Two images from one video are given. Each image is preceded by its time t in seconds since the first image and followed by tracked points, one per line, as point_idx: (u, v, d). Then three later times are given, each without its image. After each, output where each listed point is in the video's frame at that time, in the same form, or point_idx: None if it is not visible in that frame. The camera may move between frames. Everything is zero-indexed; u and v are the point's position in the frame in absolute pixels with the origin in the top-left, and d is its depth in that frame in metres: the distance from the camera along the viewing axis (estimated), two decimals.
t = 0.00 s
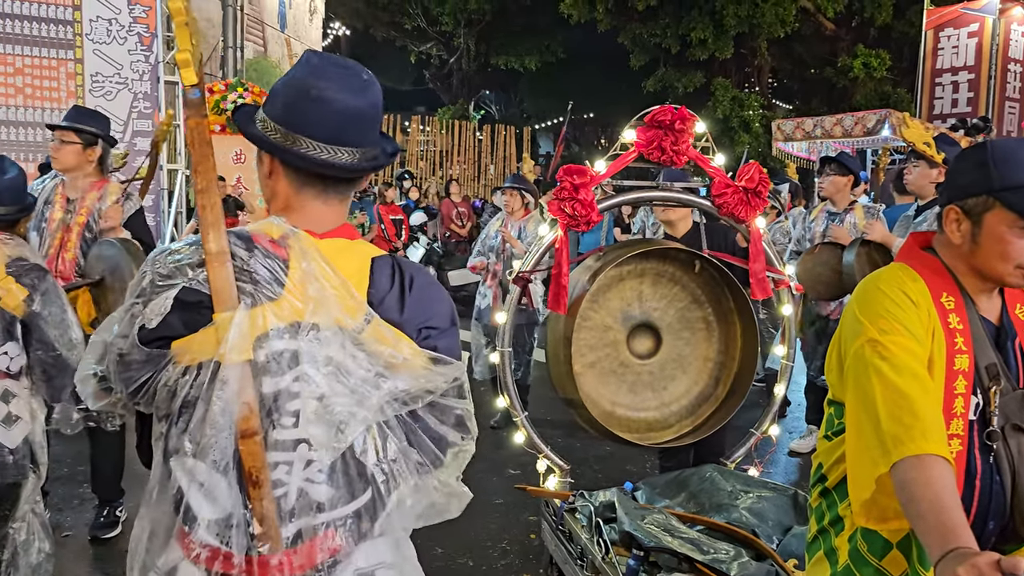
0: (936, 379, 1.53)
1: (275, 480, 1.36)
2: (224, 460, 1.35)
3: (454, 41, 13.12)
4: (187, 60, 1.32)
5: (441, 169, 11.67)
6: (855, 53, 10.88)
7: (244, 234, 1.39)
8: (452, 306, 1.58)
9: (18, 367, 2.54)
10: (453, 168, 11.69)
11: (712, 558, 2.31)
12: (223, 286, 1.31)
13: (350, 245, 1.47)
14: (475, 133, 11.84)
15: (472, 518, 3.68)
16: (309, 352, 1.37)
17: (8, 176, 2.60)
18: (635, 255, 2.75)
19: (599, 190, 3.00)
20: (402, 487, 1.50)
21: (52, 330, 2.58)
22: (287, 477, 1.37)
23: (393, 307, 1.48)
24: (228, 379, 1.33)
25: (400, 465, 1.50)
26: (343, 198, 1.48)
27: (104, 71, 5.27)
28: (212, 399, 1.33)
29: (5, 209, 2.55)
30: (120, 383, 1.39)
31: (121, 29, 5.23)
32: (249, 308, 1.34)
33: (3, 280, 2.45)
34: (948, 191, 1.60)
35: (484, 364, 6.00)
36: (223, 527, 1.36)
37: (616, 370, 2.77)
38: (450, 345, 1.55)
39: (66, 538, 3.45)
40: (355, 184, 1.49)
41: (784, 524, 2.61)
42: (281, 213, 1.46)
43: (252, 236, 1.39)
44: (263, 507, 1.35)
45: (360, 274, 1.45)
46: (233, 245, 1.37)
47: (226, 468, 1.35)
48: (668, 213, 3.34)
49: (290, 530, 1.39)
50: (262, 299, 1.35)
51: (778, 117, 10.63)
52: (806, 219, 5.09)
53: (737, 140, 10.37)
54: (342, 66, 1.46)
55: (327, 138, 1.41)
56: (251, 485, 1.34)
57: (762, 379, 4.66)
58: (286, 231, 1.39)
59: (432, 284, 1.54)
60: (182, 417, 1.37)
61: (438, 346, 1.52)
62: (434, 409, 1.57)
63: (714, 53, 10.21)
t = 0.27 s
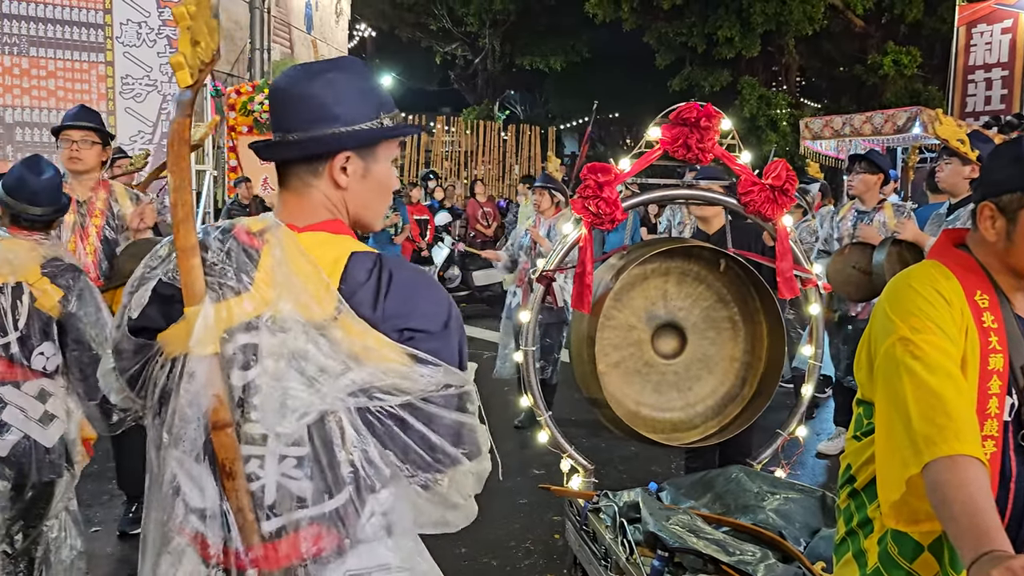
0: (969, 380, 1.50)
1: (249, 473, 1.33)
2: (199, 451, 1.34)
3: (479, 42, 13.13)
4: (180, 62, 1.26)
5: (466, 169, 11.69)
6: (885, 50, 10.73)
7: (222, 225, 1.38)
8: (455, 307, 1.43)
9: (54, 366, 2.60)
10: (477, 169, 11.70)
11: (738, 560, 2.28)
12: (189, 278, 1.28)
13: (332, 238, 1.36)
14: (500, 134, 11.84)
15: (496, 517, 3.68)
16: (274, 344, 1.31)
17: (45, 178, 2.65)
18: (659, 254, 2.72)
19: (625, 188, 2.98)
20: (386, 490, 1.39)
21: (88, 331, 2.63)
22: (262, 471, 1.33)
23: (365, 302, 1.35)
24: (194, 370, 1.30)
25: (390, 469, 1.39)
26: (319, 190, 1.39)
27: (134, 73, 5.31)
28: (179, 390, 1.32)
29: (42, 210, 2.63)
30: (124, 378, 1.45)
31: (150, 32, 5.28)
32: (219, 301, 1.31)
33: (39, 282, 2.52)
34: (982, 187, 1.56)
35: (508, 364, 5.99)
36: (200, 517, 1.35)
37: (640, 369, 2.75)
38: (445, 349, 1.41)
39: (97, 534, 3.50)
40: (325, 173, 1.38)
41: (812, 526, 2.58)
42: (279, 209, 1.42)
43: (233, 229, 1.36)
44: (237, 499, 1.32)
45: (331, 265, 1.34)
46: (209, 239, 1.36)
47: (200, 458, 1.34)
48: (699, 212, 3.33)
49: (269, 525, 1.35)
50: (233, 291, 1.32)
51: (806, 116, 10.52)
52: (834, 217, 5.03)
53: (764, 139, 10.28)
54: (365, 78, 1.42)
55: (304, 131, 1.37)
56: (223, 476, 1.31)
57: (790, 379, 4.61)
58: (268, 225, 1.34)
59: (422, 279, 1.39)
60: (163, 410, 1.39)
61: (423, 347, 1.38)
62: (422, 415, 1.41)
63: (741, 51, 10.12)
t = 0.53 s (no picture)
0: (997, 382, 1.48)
1: (222, 468, 1.31)
2: (179, 437, 1.34)
3: (500, 41, 13.13)
4: (221, 65, 1.34)
5: (487, 169, 11.70)
6: (911, 47, 10.58)
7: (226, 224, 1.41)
8: (435, 311, 1.34)
9: (82, 368, 2.62)
10: (498, 168, 11.71)
11: (761, 562, 2.25)
12: (178, 271, 1.31)
13: (316, 237, 1.34)
14: (520, 133, 11.83)
15: (516, 517, 3.67)
16: (238, 338, 1.28)
17: (67, 179, 2.58)
18: (681, 253, 2.70)
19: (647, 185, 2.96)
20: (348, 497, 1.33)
21: (113, 332, 2.62)
22: (233, 467, 1.30)
23: (331, 302, 1.30)
24: (172, 361, 1.30)
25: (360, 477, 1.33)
26: (314, 189, 1.39)
27: (157, 74, 5.36)
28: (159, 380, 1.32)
29: (65, 212, 2.59)
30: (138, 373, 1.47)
31: (174, 34, 5.32)
32: (199, 294, 1.32)
33: (64, 286, 2.54)
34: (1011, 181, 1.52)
35: (529, 363, 5.98)
36: (178, 505, 1.34)
37: (660, 368, 2.73)
38: (418, 355, 1.32)
39: (121, 530, 3.54)
40: (317, 171, 1.38)
41: (836, 528, 2.54)
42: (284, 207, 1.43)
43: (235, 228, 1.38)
44: (208, 493, 1.30)
45: (306, 263, 1.31)
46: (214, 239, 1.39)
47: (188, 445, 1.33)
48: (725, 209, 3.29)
49: (242, 522, 1.32)
50: (217, 285, 1.34)
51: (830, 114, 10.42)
52: (858, 215, 4.97)
53: (787, 137, 10.19)
54: (383, 85, 1.40)
55: (304, 129, 1.37)
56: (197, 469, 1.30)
57: (813, 380, 4.56)
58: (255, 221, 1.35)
59: (400, 282, 1.31)
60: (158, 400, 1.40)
61: (389, 352, 1.30)
62: (389, 425, 1.33)
63: (764, 49, 10.04)
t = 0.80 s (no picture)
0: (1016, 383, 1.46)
1: (235, 468, 1.32)
2: (191, 436, 1.35)
3: (512, 40, 13.13)
4: (232, 64, 1.35)
5: (500, 168, 11.70)
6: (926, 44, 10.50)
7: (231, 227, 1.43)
8: (446, 307, 1.33)
9: (101, 368, 2.64)
10: (511, 167, 11.71)
11: (774, 562, 2.24)
12: (188, 275, 1.32)
13: (324, 236, 1.34)
14: (533, 132, 11.82)
15: (529, 516, 3.66)
16: (249, 341, 1.29)
17: (86, 179, 2.59)
18: (694, 252, 2.68)
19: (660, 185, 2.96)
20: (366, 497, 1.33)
21: (129, 335, 2.65)
22: (246, 468, 1.31)
23: (339, 303, 1.30)
24: (182, 363, 1.32)
25: (372, 479, 1.33)
26: (322, 188, 1.38)
27: (172, 74, 5.39)
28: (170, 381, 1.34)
29: (83, 212, 2.61)
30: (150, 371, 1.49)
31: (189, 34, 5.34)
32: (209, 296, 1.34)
33: (82, 288, 2.57)
34: None
35: (542, 362, 5.98)
36: (191, 503, 1.35)
37: (673, 367, 2.71)
38: (428, 352, 1.32)
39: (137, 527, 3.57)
40: (335, 170, 1.38)
41: (850, 529, 2.52)
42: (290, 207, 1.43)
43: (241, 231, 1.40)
44: (224, 494, 1.31)
45: (313, 265, 1.31)
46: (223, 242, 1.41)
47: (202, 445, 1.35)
48: (738, 210, 3.28)
49: (256, 524, 1.33)
50: (228, 288, 1.35)
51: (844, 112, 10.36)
52: (874, 213, 4.94)
53: (801, 135, 10.13)
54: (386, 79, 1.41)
55: (312, 126, 1.36)
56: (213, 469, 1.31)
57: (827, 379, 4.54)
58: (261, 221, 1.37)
59: (409, 278, 1.30)
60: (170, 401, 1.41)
61: (398, 353, 1.30)
62: (404, 425, 1.33)
63: (778, 47, 9.98)
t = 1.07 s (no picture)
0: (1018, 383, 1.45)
1: (263, 472, 1.31)
2: (215, 442, 1.35)
3: (518, 38, 13.12)
4: (235, 63, 1.35)
5: (505, 165, 11.70)
6: (934, 41, 10.43)
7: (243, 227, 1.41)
8: (471, 304, 1.35)
9: (109, 369, 2.65)
10: (516, 165, 11.71)
11: (779, 561, 2.23)
12: (209, 280, 1.32)
13: (347, 238, 1.34)
14: (538, 130, 11.80)
15: (534, 513, 3.67)
16: (279, 347, 1.29)
17: (96, 178, 2.61)
18: (700, 250, 2.68)
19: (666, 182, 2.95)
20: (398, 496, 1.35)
21: (136, 337, 2.65)
22: (275, 471, 1.30)
23: (370, 306, 1.31)
24: (206, 369, 1.32)
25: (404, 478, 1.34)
26: (335, 190, 1.37)
27: (177, 74, 5.39)
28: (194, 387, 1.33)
29: (93, 212, 2.62)
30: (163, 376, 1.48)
31: (195, 33, 5.33)
32: (231, 301, 1.33)
33: (90, 289, 2.57)
34: None
35: (548, 360, 5.97)
36: (212, 509, 1.36)
37: (679, 366, 2.71)
38: (458, 351, 1.34)
39: (143, 525, 3.58)
40: (365, 168, 1.37)
41: (856, 527, 2.51)
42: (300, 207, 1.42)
43: (255, 233, 1.38)
44: (253, 499, 1.31)
45: (338, 268, 1.31)
46: (231, 241, 1.39)
47: (226, 451, 1.35)
48: (745, 208, 3.28)
49: (281, 525, 1.31)
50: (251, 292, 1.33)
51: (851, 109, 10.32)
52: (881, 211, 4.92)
53: (808, 132, 10.10)
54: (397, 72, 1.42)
55: (346, 121, 1.32)
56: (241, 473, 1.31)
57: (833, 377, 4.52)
58: (281, 224, 1.35)
59: (435, 279, 1.32)
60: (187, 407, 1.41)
61: (429, 354, 1.32)
62: (435, 426, 1.34)
63: (785, 44, 9.93)
